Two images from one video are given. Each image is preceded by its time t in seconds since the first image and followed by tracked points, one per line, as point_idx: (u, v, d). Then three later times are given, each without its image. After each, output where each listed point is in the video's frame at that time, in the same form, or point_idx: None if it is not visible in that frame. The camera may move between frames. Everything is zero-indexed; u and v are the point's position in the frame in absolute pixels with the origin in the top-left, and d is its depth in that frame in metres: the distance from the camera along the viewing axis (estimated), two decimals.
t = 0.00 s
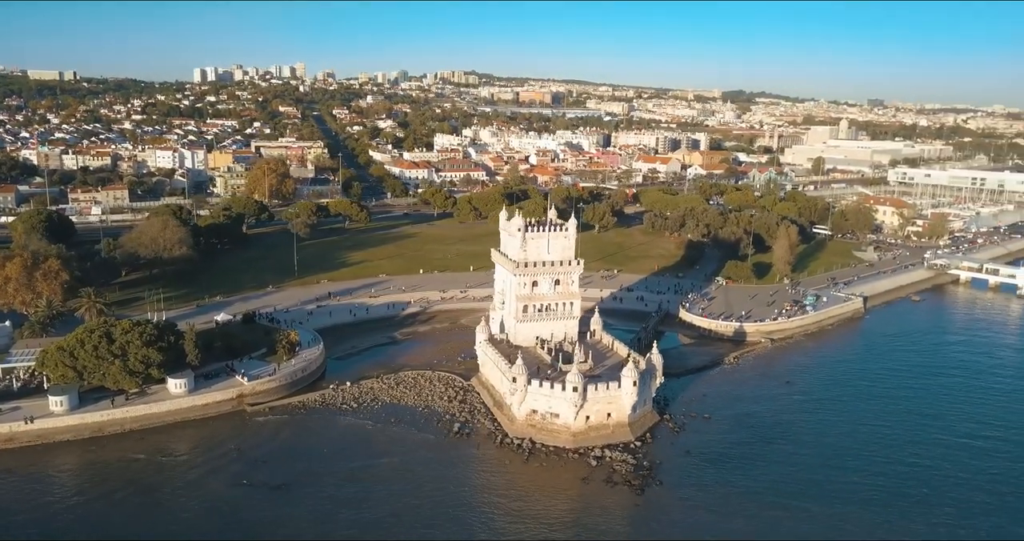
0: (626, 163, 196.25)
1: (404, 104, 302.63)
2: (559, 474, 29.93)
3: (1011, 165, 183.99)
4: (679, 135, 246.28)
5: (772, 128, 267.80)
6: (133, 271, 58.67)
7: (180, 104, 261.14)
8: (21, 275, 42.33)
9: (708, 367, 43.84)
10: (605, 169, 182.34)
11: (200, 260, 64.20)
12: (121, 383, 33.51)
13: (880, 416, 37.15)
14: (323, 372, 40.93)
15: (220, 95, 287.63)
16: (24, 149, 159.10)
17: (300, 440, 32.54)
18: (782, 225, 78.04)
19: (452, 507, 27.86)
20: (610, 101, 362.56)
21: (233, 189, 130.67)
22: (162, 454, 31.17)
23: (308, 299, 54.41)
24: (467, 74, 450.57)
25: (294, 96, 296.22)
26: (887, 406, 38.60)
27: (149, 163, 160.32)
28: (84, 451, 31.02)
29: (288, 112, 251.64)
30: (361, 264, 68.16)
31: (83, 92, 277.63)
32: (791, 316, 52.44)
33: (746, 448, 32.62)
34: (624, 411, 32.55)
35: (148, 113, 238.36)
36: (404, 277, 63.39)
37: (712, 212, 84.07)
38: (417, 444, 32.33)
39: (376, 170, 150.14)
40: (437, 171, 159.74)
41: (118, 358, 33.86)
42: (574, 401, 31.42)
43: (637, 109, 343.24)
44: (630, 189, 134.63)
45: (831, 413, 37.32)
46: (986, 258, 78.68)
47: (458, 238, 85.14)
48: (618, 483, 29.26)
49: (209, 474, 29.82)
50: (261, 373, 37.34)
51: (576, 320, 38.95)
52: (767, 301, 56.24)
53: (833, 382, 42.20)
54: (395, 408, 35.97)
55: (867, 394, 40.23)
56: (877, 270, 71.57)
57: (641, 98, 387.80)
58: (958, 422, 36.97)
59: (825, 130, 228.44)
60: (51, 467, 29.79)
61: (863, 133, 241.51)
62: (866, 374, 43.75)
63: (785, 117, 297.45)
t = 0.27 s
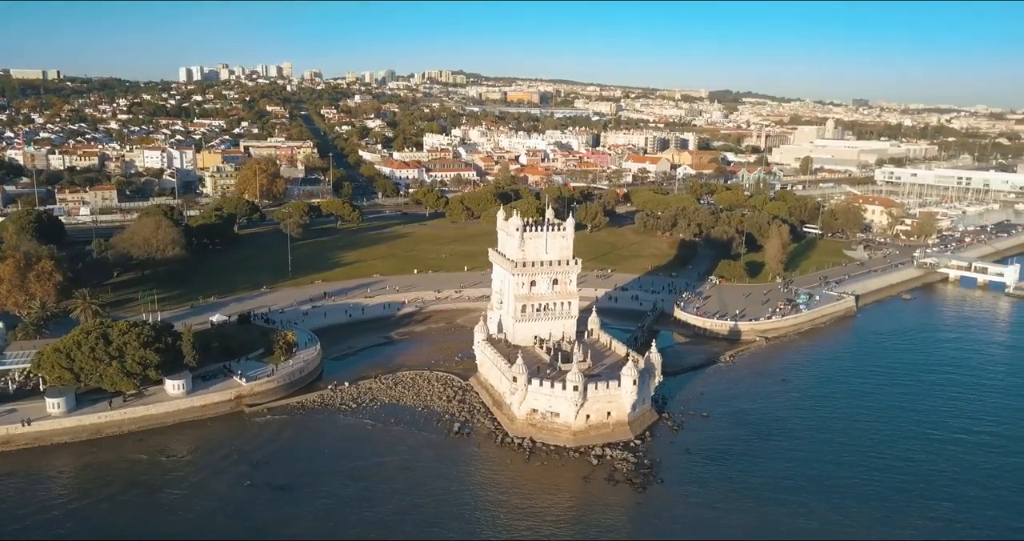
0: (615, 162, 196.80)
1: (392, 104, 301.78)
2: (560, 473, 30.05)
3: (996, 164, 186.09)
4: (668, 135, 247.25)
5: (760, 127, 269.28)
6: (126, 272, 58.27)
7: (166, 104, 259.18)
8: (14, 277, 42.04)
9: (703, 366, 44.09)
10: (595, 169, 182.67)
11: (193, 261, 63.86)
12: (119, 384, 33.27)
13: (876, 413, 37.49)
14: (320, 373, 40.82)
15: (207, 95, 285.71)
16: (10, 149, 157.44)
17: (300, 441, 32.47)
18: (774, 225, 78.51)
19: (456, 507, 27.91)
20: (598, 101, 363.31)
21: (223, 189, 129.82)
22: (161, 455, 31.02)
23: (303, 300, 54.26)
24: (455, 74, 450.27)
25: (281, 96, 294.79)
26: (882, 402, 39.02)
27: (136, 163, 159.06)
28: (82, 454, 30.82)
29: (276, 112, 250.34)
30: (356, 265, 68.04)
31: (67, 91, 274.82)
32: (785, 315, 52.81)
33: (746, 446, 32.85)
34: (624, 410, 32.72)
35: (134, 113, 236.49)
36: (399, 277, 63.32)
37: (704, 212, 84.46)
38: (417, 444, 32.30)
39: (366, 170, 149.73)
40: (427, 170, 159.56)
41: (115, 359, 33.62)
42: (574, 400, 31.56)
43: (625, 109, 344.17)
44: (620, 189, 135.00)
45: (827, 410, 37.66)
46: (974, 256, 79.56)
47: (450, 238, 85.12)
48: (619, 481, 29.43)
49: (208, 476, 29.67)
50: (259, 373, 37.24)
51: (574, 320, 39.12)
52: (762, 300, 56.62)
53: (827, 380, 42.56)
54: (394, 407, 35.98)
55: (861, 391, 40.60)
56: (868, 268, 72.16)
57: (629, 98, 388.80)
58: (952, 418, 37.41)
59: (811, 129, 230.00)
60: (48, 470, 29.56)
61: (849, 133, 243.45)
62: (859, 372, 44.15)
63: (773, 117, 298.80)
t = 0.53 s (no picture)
0: (605, 162, 197.21)
1: (380, 103, 300.85)
2: (561, 472, 30.16)
3: (981, 164, 188.06)
4: (657, 135, 248.11)
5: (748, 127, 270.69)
6: (118, 274, 57.87)
7: (152, 103, 257.20)
8: (7, 278, 41.69)
9: (700, 364, 44.33)
10: (585, 169, 182.96)
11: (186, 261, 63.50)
12: (117, 386, 33.08)
13: (871, 410, 37.87)
14: (318, 373, 40.73)
15: (193, 94, 283.68)
16: None
17: (301, 442, 32.41)
18: (766, 224, 78.98)
19: (458, 506, 27.95)
20: (586, 100, 363.86)
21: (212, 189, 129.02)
22: (160, 457, 30.88)
23: (298, 300, 54.08)
24: (442, 74, 449.75)
25: (269, 95, 293.28)
26: (877, 399, 39.41)
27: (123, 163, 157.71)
28: (80, 456, 30.63)
29: (264, 112, 248.96)
30: (350, 265, 67.87)
31: (51, 90, 271.86)
32: (779, 314, 53.19)
33: (744, 444, 33.11)
34: (623, 409, 32.87)
35: (120, 113, 234.41)
36: (393, 277, 63.24)
37: (697, 211, 84.80)
38: (417, 444, 32.31)
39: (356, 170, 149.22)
40: (418, 170, 159.31)
41: (112, 361, 33.40)
42: (575, 399, 31.69)
43: (613, 108, 344.95)
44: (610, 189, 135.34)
45: (824, 407, 37.97)
46: (962, 255, 80.38)
47: (443, 237, 85.07)
48: (620, 480, 29.59)
49: (208, 476, 29.60)
50: (257, 374, 37.11)
51: (572, 319, 39.23)
52: (756, 299, 56.99)
53: (823, 377, 42.88)
54: (393, 407, 35.97)
55: (856, 389, 40.95)
56: (859, 267, 72.76)
57: (617, 98, 389.69)
58: (946, 414, 37.84)
59: (799, 129, 231.48)
60: (47, 472, 29.37)
61: (836, 133, 245.29)
62: (854, 370, 44.51)
63: (760, 116, 300.41)
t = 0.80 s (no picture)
0: (593, 162, 197.68)
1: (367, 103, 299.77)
2: (562, 471, 30.31)
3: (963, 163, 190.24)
4: (644, 134, 249.01)
5: (734, 127, 272.24)
6: (109, 275, 57.39)
7: (136, 103, 254.94)
8: None
9: (695, 363, 44.64)
10: (573, 168, 183.22)
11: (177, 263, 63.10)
12: (114, 388, 32.89)
13: (866, 406, 38.33)
14: (315, 374, 40.61)
15: (178, 94, 281.31)
16: None
17: (300, 442, 32.36)
18: (756, 223, 79.56)
19: (461, 506, 28.03)
20: (572, 100, 364.41)
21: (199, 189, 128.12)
22: (160, 459, 30.73)
23: (292, 301, 53.88)
24: (427, 73, 448.97)
25: (255, 95, 291.43)
26: (871, 396, 39.87)
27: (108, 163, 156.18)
28: (78, 459, 30.43)
29: (249, 111, 247.33)
30: (342, 265, 67.69)
31: (32, 90, 268.61)
32: (772, 312, 53.64)
33: (742, 440, 33.42)
34: (623, 407, 33.08)
35: (103, 112, 232.02)
36: (386, 277, 63.14)
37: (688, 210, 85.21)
38: (418, 444, 32.34)
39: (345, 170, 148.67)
40: (406, 170, 158.99)
41: (109, 363, 33.18)
42: (575, 398, 31.87)
43: (599, 108, 345.72)
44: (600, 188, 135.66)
45: (819, 404, 38.37)
46: (949, 253, 81.42)
47: (435, 237, 85.03)
48: (622, 477, 29.78)
49: (209, 478, 29.49)
50: (255, 375, 36.95)
51: (569, 318, 39.38)
52: (748, 298, 57.44)
53: (817, 375, 43.29)
54: (392, 407, 35.98)
55: (851, 385, 41.38)
56: (849, 266, 73.46)
57: (603, 98, 390.61)
58: (939, 409, 38.36)
59: (784, 128, 232.89)
60: (45, 475, 29.15)
61: (820, 132, 247.27)
62: (847, 367, 44.97)
63: (746, 116, 302.17)
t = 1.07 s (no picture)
0: (582, 161, 198.08)
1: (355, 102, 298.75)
2: (563, 469, 30.45)
3: (948, 162, 192.17)
4: (633, 134, 249.74)
5: (722, 126, 273.55)
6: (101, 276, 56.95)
7: (122, 102, 252.87)
8: None
9: (691, 361, 44.90)
10: (562, 168, 183.39)
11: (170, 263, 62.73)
12: (111, 390, 32.69)
13: (860, 402, 38.74)
14: (312, 374, 40.52)
15: (164, 94, 279.10)
16: None
17: (301, 443, 32.30)
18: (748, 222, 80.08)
19: (464, 505, 28.10)
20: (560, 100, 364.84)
21: (188, 189, 127.30)
22: (159, 460, 30.60)
23: (287, 301, 53.70)
24: (415, 73, 448.16)
25: (242, 95, 289.59)
26: (865, 392, 40.28)
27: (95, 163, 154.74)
28: (77, 461, 30.23)
29: (237, 111, 245.81)
30: (336, 265, 67.52)
31: (15, 89, 265.54)
32: (766, 311, 54.06)
33: (740, 438, 33.69)
34: (622, 406, 33.28)
35: (89, 112, 229.79)
36: (381, 277, 63.08)
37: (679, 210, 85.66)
38: (418, 444, 32.36)
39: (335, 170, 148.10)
40: (396, 170, 158.66)
41: (106, 365, 32.97)
42: (575, 397, 32.03)
43: (588, 108, 346.38)
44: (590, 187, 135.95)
45: (814, 401, 38.70)
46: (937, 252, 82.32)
47: (428, 237, 84.95)
48: (622, 476, 29.96)
49: (210, 478, 29.41)
50: (252, 376, 36.82)
51: (567, 318, 39.52)
52: (741, 296, 57.85)
53: (812, 372, 43.65)
54: (391, 407, 35.96)
55: (846, 383, 41.76)
56: (839, 264, 74.12)
57: (591, 98, 391.33)
58: (932, 405, 38.80)
59: (771, 128, 234.31)
60: (44, 477, 28.97)
61: (807, 132, 248.93)
62: (841, 364, 45.35)
63: (733, 116, 303.62)
